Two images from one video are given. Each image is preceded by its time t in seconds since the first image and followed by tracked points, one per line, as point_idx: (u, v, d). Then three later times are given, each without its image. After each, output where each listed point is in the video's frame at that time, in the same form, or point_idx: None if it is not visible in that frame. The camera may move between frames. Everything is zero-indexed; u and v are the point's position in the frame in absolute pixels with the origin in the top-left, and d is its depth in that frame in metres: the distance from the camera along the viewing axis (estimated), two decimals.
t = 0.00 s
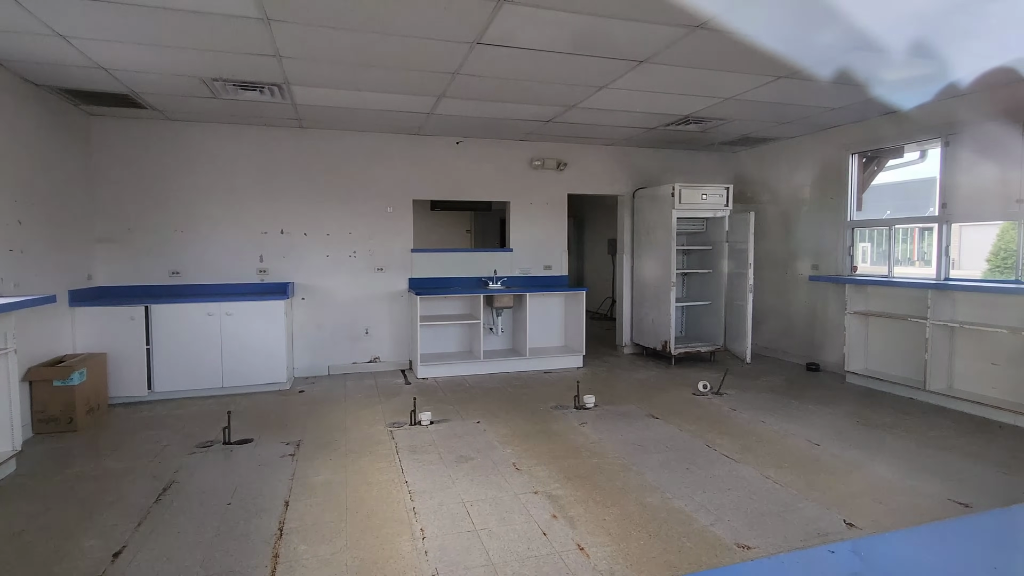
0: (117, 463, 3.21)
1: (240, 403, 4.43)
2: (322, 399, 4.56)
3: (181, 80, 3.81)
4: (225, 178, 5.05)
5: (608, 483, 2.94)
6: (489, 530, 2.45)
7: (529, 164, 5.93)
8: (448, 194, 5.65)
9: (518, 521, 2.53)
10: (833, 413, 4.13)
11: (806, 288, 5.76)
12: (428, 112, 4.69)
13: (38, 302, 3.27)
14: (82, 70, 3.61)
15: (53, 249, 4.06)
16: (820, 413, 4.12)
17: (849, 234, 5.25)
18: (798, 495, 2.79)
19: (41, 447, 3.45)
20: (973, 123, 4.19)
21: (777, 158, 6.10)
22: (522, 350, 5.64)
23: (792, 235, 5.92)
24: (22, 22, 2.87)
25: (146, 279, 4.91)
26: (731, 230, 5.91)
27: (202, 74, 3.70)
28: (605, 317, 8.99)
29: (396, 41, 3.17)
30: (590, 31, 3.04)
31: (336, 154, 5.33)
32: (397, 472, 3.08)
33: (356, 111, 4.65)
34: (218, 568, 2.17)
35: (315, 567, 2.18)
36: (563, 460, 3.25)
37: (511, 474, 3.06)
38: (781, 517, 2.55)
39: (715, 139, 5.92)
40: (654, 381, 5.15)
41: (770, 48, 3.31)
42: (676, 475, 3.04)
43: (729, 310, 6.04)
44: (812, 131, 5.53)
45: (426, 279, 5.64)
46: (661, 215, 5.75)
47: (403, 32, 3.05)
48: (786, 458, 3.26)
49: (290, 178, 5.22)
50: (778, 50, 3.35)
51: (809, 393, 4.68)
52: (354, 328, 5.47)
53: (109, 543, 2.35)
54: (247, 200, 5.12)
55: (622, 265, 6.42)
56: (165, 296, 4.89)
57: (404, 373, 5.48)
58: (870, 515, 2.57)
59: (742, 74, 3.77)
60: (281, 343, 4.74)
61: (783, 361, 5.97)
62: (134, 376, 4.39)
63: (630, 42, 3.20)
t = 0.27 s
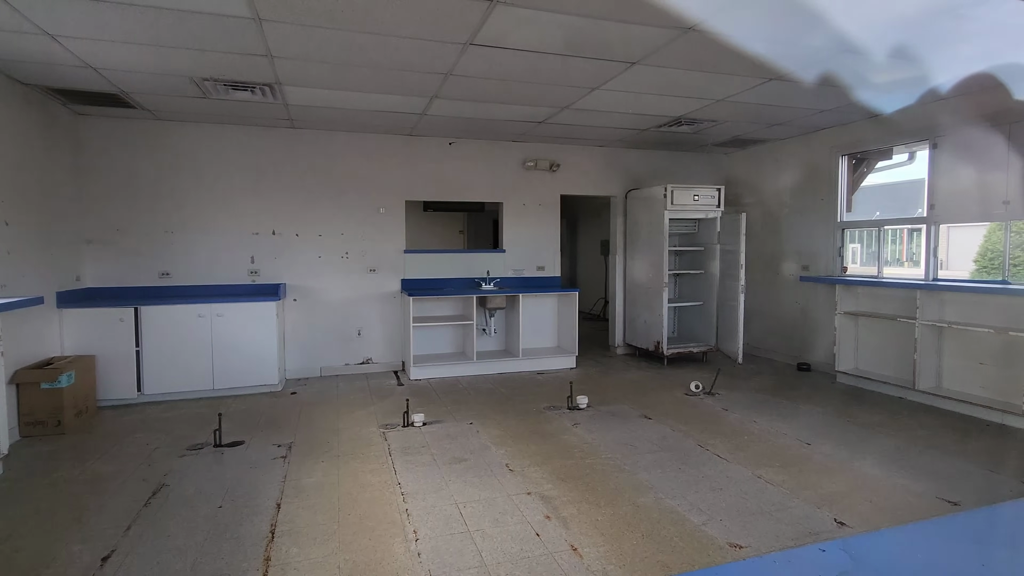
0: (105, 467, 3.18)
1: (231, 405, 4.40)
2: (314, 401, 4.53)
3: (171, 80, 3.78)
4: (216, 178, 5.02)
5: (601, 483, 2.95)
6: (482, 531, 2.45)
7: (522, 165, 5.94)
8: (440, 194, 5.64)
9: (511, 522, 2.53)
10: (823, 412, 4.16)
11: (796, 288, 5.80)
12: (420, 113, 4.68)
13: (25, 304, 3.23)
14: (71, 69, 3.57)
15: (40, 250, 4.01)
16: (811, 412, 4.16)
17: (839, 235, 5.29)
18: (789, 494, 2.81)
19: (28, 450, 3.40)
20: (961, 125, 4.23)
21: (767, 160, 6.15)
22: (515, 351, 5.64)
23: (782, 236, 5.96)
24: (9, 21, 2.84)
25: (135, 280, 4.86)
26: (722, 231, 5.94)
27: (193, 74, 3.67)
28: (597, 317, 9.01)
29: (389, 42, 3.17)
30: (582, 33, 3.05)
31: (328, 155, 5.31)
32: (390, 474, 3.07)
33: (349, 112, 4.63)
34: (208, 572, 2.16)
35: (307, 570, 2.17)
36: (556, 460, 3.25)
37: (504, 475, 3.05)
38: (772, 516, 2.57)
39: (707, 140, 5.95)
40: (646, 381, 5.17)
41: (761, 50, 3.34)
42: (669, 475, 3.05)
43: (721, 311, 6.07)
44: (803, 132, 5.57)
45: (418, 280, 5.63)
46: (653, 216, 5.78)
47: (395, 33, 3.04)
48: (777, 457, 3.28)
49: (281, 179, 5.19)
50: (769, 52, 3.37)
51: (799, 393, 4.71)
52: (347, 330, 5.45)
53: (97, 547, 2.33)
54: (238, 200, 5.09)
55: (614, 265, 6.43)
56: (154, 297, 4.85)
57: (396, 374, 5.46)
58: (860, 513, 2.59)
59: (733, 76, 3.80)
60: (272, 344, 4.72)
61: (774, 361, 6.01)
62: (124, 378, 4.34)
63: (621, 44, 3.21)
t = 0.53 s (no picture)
0: (96, 469, 3.15)
1: (223, 407, 4.37)
2: (307, 402, 4.51)
3: (163, 79, 3.75)
4: (208, 179, 4.99)
5: (595, 483, 2.95)
6: (476, 532, 2.44)
7: (515, 166, 5.94)
8: (434, 195, 5.63)
9: (505, 523, 2.53)
10: (816, 412, 4.18)
11: (788, 288, 5.83)
12: (414, 113, 4.68)
13: (13, 305, 3.20)
14: (60, 68, 3.54)
15: (29, 251, 3.97)
16: (803, 412, 4.18)
17: (831, 235, 5.33)
18: (781, 493, 2.83)
19: (17, 453, 3.37)
20: (950, 126, 4.27)
21: (760, 161, 6.18)
22: (509, 352, 5.64)
23: (774, 237, 6.00)
24: None
25: (125, 281, 4.82)
26: (715, 231, 5.97)
27: (184, 73, 3.65)
28: (591, 318, 9.02)
29: (382, 42, 3.16)
30: (575, 34, 3.06)
31: (321, 155, 5.29)
32: (383, 475, 3.06)
33: (342, 112, 4.62)
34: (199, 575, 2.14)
35: (300, 572, 2.16)
36: (550, 461, 3.26)
37: (497, 476, 3.05)
38: (765, 515, 2.58)
39: (700, 141, 5.97)
40: (640, 381, 5.18)
41: (753, 52, 3.36)
42: (662, 475, 3.06)
43: (714, 311, 6.10)
44: (795, 134, 5.60)
45: (412, 281, 5.62)
46: (647, 216, 5.79)
47: (388, 33, 3.04)
48: (770, 457, 3.30)
49: (274, 179, 5.17)
50: (761, 54, 3.39)
51: (792, 393, 4.74)
52: (340, 331, 5.42)
53: (87, 550, 2.31)
54: (230, 201, 5.06)
55: (608, 266, 6.45)
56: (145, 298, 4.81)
57: (390, 375, 5.45)
58: (851, 512, 2.61)
59: (726, 77, 3.81)
60: (265, 345, 4.69)
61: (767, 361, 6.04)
62: (114, 380, 4.30)
63: (615, 45, 3.22)
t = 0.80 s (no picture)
0: (87, 472, 3.12)
1: (216, 408, 4.35)
2: (301, 403, 4.49)
3: (155, 79, 3.73)
4: (201, 179, 4.96)
5: (590, 483, 2.95)
6: (471, 532, 2.44)
7: (510, 166, 5.94)
8: (428, 195, 5.62)
9: (500, 523, 2.53)
10: (809, 411, 4.21)
11: (782, 289, 5.86)
12: (408, 113, 4.67)
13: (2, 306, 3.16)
14: (50, 68, 3.51)
15: (19, 252, 3.93)
16: (796, 411, 4.20)
17: (824, 236, 5.36)
18: (776, 492, 2.84)
19: (7, 456, 3.33)
20: (941, 127, 4.31)
21: (753, 162, 6.21)
22: (504, 352, 5.64)
23: (768, 237, 6.02)
24: None
25: (117, 282, 4.78)
26: (709, 232, 5.99)
27: (177, 73, 3.63)
28: (586, 318, 9.04)
29: (376, 42, 3.15)
30: (570, 35, 3.06)
31: (315, 155, 5.27)
32: (378, 477, 3.05)
33: (336, 112, 4.60)
34: None
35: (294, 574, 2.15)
36: (545, 461, 3.26)
37: (493, 476, 3.05)
38: (759, 514, 2.59)
39: (694, 142, 6.00)
40: (635, 381, 5.19)
41: (746, 53, 3.37)
42: (657, 474, 3.07)
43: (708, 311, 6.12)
44: (788, 135, 5.63)
45: (406, 281, 5.61)
46: (641, 217, 5.81)
47: (382, 33, 3.03)
48: (764, 456, 3.31)
49: (267, 180, 5.15)
50: (754, 55, 3.40)
51: (785, 392, 4.76)
52: (334, 331, 5.41)
53: (79, 553, 2.29)
54: (224, 201, 5.03)
55: (603, 266, 6.46)
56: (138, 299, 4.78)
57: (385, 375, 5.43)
58: (845, 511, 2.63)
59: (719, 78, 3.83)
60: (259, 346, 4.67)
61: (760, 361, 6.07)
62: (106, 381, 4.27)
63: (609, 46, 3.22)
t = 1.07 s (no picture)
0: (80, 474, 3.10)
1: (211, 409, 4.33)
2: (296, 404, 4.47)
3: (148, 78, 3.71)
4: (195, 179, 4.94)
5: (585, 483, 2.96)
6: (467, 533, 2.44)
7: (506, 167, 5.95)
8: (423, 195, 5.61)
9: (496, 523, 2.53)
10: (803, 410, 4.23)
11: (776, 288, 5.89)
12: (403, 113, 4.66)
13: None
14: (42, 67, 3.48)
15: (11, 252, 3.90)
16: (791, 411, 4.22)
17: (818, 236, 5.39)
18: (770, 491, 2.85)
19: None
20: (934, 128, 4.34)
21: (747, 162, 6.23)
22: (499, 352, 5.63)
23: (762, 237, 6.05)
24: None
25: (110, 282, 4.75)
26: (704, 232, 6.01)
27: (170, 72, 3.61)
28: (581, 318, 9.05)
29: (371, 42, 3.15)
30: (565, 35, 3.06)
31: (310, 155, 5.25)
32: (373, 477, 3.04)
33: (331, 112, 4.59)
34: None
35: None
36: (541, 461, 3.26)
37: (488, 477, 3.05)
38: (754, 513, 2.60)
39: (689, 142, 6.01)
40: (630, 381, 5.20)
41: (741, 55, 3.38)
42: (653, 474, 3.07)
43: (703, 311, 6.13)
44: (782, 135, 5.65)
45: (402, 282, 5.60)
46: (636, 217, 5.82)
47: (377, 33, 3.02)
48: (758, 455, 3.32)
49: (262, 180, 5.13)
50: (749, 56, 3.42)
51: (780, 392, 4.78)
52: (329, 332, 5.39)
53: (71, 556, 2.27)
54: (218, 201, 5.01)
55: (598, 266, 6.46)
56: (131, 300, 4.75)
57: (380, 376, 5.42)
58: (839, 509, 2.64)
59: (714, 79, 3.84)
60: (253, 347, 4.65)
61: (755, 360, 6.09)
62: (99, 383, 4.24)
63: (604, 46, 3.23)
